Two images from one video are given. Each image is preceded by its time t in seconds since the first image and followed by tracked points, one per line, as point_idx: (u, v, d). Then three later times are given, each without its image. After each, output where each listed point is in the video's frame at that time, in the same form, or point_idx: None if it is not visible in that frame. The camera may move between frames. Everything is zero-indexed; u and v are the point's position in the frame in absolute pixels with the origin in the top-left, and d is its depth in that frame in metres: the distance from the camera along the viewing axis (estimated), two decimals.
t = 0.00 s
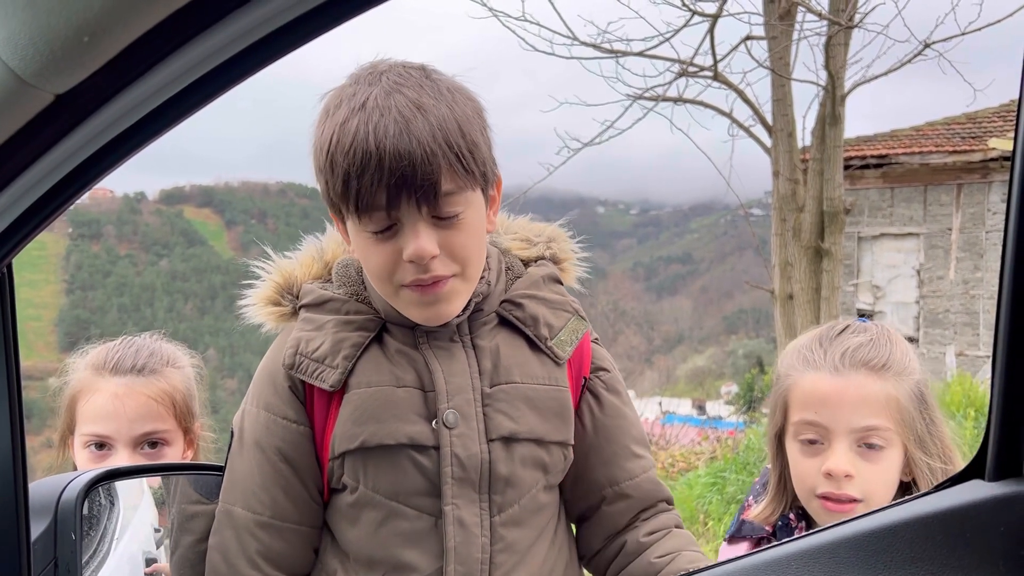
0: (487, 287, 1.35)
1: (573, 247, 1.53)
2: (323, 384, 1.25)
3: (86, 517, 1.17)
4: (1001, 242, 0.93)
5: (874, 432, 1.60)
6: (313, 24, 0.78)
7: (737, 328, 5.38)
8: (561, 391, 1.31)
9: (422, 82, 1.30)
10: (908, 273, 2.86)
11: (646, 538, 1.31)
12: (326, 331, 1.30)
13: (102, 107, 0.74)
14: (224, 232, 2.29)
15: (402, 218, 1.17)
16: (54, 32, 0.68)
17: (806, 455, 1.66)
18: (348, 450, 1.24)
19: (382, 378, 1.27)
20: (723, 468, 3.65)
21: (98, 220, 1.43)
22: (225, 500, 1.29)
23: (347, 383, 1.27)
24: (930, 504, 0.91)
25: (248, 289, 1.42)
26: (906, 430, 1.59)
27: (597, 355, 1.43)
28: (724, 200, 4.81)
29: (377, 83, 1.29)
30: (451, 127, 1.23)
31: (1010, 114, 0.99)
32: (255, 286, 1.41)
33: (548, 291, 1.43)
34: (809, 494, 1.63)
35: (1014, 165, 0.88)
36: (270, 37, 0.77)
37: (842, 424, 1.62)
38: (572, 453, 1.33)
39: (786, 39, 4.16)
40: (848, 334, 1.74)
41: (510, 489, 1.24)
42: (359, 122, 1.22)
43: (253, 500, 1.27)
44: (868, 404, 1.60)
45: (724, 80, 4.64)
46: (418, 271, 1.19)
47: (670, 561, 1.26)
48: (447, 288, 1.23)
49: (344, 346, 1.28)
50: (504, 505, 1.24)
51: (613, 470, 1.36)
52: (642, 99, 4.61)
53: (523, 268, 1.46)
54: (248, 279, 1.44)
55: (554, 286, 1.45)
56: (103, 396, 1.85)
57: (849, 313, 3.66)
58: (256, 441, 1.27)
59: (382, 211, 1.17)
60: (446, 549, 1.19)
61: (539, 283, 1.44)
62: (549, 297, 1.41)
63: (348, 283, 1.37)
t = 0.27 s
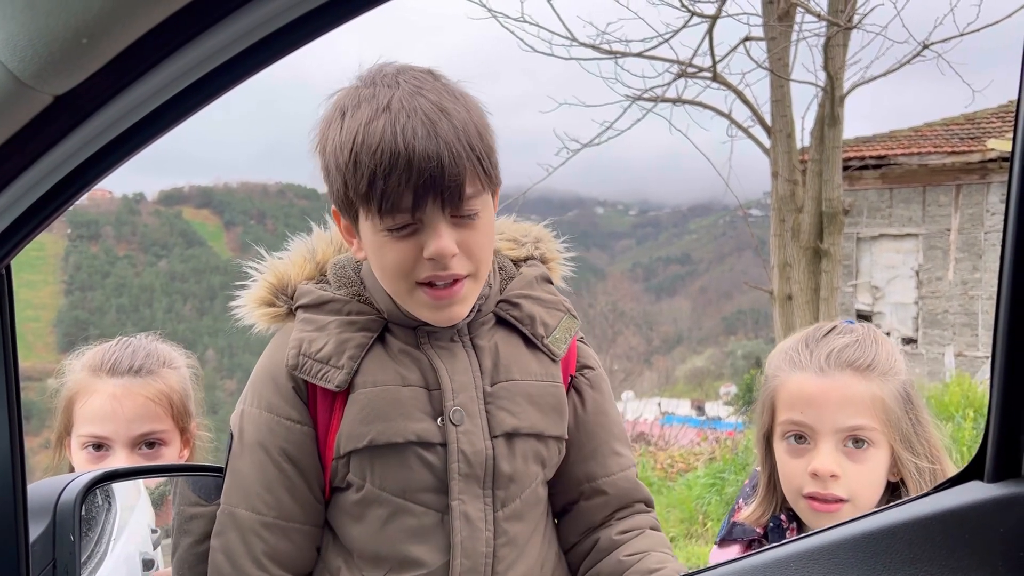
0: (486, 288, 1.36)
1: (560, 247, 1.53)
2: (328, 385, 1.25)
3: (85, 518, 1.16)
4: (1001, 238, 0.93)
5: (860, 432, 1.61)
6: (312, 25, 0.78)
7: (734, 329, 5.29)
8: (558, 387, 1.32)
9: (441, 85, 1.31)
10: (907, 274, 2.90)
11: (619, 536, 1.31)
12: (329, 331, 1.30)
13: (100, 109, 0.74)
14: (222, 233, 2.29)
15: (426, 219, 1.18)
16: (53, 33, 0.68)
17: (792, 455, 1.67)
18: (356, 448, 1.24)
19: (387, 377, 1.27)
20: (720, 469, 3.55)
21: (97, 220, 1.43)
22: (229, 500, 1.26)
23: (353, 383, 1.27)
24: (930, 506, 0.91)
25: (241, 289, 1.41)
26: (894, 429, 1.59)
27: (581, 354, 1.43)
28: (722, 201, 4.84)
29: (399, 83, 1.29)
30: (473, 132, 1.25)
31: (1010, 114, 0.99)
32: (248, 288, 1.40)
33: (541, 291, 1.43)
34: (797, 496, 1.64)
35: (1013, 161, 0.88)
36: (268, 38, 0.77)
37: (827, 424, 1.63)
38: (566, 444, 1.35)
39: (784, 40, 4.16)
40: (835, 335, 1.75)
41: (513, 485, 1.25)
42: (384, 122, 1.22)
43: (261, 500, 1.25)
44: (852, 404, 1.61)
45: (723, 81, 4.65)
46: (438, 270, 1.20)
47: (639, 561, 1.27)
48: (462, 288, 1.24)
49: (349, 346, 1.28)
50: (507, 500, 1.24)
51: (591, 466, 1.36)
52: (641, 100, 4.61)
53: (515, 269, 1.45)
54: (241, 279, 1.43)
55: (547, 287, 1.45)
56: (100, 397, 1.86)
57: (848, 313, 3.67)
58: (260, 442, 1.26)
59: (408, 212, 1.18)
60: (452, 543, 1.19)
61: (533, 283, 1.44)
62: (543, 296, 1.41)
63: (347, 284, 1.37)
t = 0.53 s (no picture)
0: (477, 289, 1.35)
1: (550, 248, 1.52)
2: (320, 387, 1.25)
3: (82, 519, 1.15)
4: (998, 239, 0.93)
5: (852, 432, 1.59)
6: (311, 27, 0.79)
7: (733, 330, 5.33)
8: (551, 387, 1.32)
9: (422, 86, 1.31)
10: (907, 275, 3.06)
11: (616, 537, 1.31)
12: (321, 333, 1.30)
13: (97, 111, 0.74)
14: (221, 235, 2.29)
15: (410, 216, 1.19)
16: (51, 36, 0.68)
17: (785, 456, 1.65)
18: (347, 451, 1.23)
19: (379, 379, 1.27)
20: (721, 469, 3.56)
21: (95, 222, 1.43)
22: (224, 502, 1.26)
23: (344, 385, 1.27)
24: (927, 507, 0.92)
25: (233, 292, 1.41)
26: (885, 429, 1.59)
27: (575, 352, 1.43)
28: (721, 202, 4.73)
29: (379, 86, 1.29)
30: (454, 129, 1.25)
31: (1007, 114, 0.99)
32: (240, 291, 1.39)
33: (532, 291, 1.43)
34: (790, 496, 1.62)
35: (1013, 159, 0.88)
36: (265, 40, 0.78)
37: (819, 423, 1.61)
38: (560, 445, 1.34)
39: (783, 41, 4.16)
40: (825, 337, 1.75)
41: (505, 484, 1.24)
42: (365, 123, 1.22)
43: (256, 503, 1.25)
44: (844, 403, 1.59)
45: (721, 82, 4.64)
46: (424, 268, 1.20)
47: (635, 562, 1.26)
48: (449, 286, 1.24)
49: (341, 348, 1.28)
50: (500, 500, 1.24)
51: (585, 464, 1.36)
52: (640, 101, 4.62)
53: (507, 271, 1.46)
54: (234, 283, 1.43)
55: (537, 287, 1.45)
56: (94, 399, 1.85)
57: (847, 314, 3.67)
58: (253, 443, 1.26)
59: (390, 209, 1.18)
60: (446, 543, 1.19)
61: (524, 283, 1.43)
62: (532, 295, 1.41)
63: (338, 287, 1.37)
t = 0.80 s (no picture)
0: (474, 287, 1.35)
1: (549, 243, 1.52)
2: (318, 388, 1.25)
3: (82, 522, 1.15)
4: (998, 241, 0.94)
5: (841, 435, 1.59)
6: (309, 30, 0.80)
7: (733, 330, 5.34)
8: (550, 383, 1.32)
9: (408, 90, 1.30)
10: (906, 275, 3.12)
11: (621, 532, 1.31)
12: (318, 335, 1.30)
13: (96, 113, 0.75)
14: (220, 236, 2.29)
15: (396, 221, 1.18)
16: (50, 40, 0.69)
17: (775, 458, 1.65)
18: (346, 452, 1.23)
19: (378, 379, 1.27)
20: (721, 469, 3.59)
21: (95, 223, 1.43)
22: (223, 505, 1.26)
23: (342, 386, 1.27)
24: (926, 509, 0.93)
25: (231, 295, 1.41)
26: (875, 432, 1.59)
27: (576, 348, 1.43)
28: (721, 202, 4.73)
29: (364, 91, 1.29)
30: (439, 132, 1.24)
31: (1006, 113, 0.99)
32: (238, 295, 1.39)
33: (530, 287, 1.43)
34: (781, 498, 1.63)
35: (1009, 163, 0.90)
36: (264, 43, 0.79)
37: (808, 426, 1.61)
38: (562, 443, 1.34)
39: (782, 41, 4.16)
40: (818, 339, 1.74)
41: (507, 481, 1.24)
42: (350, 129, 1.22)
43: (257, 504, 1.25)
44: (834, 406, 1.59)
45: (721, 83, 4.64)
46: (413, 272, 1.19)
47: (639, 558, 1.27)
48: (440, 289, 1.23)
49: (339, 349, 1.27)
50: (501, 497, 1.24)
51: (589, 459, 1.36)
52: (639, 102, 4.62)
53: (505, 267, 1.46)
54: (231, 287, 1.43)
55: (536, 283, 1.45)
56: (88, 401, 1.84)
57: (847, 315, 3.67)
58: (251, 446, 1.26)
59: (376, 215, 1.18)
60: (448, 541, 1.19)
61: (522, 280, 1.43)
62: (530, 292, 1.41)
63: (336, 287, 1.37)
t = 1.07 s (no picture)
0: (476, 287, 1.35)
1: (561, 248, 1.54)
2: (319, 386, 1.25)
3: (81, 524, 1.15)
4: (997, 242, 0.94)
5: (837, 439, 1.59)
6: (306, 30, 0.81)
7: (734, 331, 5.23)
8: (552, 389, 1.31)
9: (402, 88, 1.30)
10: (906, 276, 3.07)
11: (627, 541, 1.30)
12: (322, 333, 1.30)
13: (96, 113, 0.75)
14: (220, 238, 2.29)
15: (376, 215, 1.18)
16: (50, 40, 0.69)
17: (771, 461, 1.65)
18: (344, 448, 1.24)
19: (377, 376, 1.27)
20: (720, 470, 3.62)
21: (94, 224, 1.43)
22: (227, 501, 1.26)
23: (343, 383, 1.27)
24: (927, 509, 0.94)
25: (242, 294, 1.41)
26: (871, 436, 1.59)
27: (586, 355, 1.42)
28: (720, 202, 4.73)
29: (358, 89, 1.30)
30: (424, 127, 1.24)
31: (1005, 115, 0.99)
32: (250, 293, 1.40)
33: (538, 292, 1.43)
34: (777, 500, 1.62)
35: (1007, 171, 0.91)
36: (261, 44, 0.79)
37: (803, 429, 1.61)
38: (564, 450, 1.33)
39: (782, 42, 4.16)
40: (815, 342, 1.74)
41: (503, 485, 1.24)
42: (336, 125, 1.23)
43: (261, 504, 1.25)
44: (829, 410, 1.59)
45: (720, 84, 4.65)
46: (396, 267, 1.18)
47: (647, 566, 1.26)
48: (425, 286, 1.22)
49: (340, 347, 1.28)
50: (497, 501, 1.23)
51: (596, 467, 1.36)
52: (639, 103, 4.62)
53: (514, 271, 1.46)
54: (243, 285, 1.43)
55: (543, 287, 1.45)
56: (86, 403, 1.83)
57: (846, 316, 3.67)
58: (257, 443, 1.26)
59: (357, 209, 1.18)
60: (441, 542, 1.19)
61: (529, 284, 1.44)
62: (538, 296, 1.41)
63: (341, 287, 1.37)
